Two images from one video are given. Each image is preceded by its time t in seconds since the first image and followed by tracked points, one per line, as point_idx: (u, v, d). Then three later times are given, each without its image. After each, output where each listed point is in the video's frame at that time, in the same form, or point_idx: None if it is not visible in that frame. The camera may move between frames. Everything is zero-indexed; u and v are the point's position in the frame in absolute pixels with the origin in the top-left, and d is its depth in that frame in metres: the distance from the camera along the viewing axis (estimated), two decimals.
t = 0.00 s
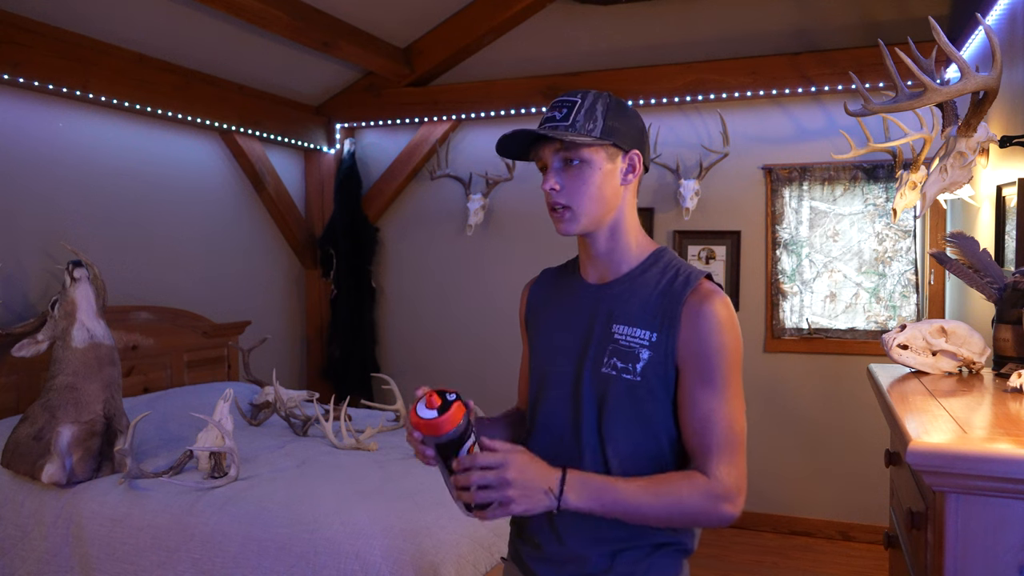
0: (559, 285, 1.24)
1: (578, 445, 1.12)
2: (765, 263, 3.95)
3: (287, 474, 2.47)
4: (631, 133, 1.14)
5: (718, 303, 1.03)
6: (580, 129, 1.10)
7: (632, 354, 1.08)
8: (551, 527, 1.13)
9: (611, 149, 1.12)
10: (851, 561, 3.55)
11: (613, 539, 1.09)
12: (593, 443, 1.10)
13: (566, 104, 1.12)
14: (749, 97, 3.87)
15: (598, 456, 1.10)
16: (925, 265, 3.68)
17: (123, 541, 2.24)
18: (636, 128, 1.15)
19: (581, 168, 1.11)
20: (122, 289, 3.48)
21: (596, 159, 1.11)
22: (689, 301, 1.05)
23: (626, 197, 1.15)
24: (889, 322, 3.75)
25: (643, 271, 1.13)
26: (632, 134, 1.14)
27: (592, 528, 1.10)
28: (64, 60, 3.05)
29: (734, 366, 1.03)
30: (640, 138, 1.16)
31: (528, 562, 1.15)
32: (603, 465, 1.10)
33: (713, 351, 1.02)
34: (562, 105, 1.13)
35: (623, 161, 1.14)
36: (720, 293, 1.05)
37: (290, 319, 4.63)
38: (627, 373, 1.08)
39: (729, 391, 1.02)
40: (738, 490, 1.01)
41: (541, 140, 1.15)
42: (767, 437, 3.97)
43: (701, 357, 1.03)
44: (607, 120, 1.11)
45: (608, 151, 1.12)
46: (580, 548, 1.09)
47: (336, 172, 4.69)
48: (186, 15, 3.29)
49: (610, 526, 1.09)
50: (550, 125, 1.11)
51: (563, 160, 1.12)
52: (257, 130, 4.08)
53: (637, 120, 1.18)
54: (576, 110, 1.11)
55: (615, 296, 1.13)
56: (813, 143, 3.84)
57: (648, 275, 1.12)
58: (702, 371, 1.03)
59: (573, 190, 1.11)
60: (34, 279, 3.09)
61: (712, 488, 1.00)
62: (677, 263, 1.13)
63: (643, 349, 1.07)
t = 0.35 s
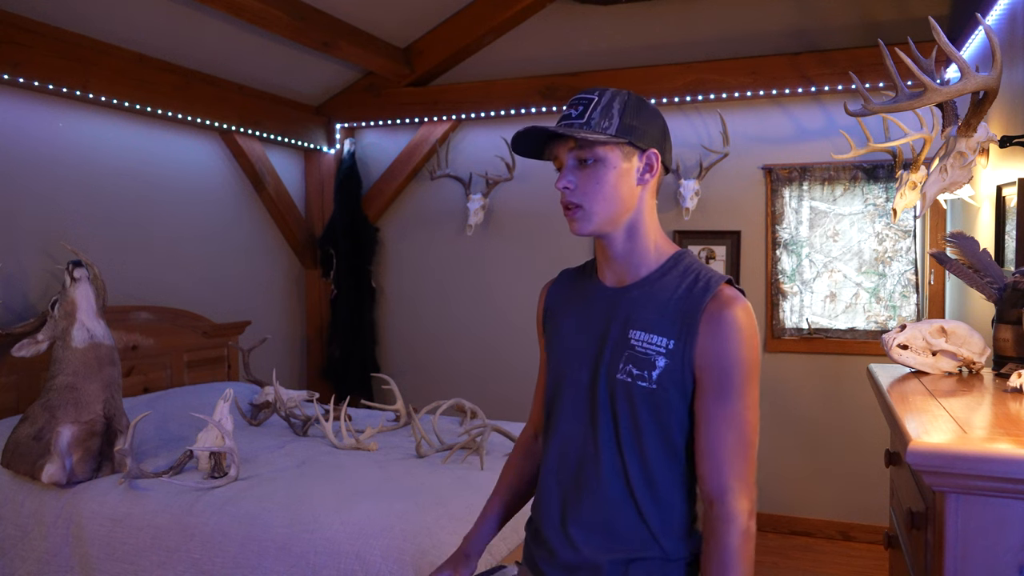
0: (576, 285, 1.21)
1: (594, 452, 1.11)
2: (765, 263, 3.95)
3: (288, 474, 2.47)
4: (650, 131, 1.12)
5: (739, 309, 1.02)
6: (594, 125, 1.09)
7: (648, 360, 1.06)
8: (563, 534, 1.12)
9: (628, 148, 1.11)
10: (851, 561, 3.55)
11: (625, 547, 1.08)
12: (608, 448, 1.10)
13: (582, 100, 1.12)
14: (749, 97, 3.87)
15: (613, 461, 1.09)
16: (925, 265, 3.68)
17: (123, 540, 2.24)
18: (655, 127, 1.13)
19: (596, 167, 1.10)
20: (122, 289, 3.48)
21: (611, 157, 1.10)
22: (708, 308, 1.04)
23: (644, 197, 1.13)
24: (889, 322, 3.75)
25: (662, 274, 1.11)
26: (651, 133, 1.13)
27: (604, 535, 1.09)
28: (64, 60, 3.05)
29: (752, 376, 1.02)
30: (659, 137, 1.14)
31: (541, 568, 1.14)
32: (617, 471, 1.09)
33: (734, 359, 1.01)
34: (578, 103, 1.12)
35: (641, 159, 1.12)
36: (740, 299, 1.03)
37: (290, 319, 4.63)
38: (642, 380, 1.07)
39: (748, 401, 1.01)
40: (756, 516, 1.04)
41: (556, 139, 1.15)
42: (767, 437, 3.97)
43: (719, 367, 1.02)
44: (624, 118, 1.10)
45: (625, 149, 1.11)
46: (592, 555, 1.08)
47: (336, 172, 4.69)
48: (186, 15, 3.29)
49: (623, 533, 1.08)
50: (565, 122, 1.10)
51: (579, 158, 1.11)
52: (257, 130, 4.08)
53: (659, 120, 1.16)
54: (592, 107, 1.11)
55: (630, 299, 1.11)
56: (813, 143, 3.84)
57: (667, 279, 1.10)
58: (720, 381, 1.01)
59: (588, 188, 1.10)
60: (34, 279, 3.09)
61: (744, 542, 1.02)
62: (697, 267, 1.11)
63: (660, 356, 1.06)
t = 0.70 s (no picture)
0: (580, 287, 1.21)
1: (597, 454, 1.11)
2: (765, 263, 3.95)
3: (288, 475, 2.47)
4: (631, 131, 1.09)
5: (748, 312, 1.02)
6: (568, 139, 1.09)
7: (653, 364, 1.07)
8: (565, 535, 1.12)
9: (607, 154, 1.09)
10: (852, 561, 3.55)
11: (626, 548, 1.08)
12: (610, 452, 1.10)
13: (561, 115, 1.13)
14: (749, 97, 3.87)
15: (616, 464, 1.09)
16: (925, 265, 3.68)
17: (123, 541, 2.24)
18: (636, 125, 1.10)
19: (576, 179, 1.09)
20: (122, 289, 3.48)
21: (587, 168, 1.09)
22: (717, 312, 1.04)
23: (633, 200, 1.11)
24: (889, 322, 3.75)
25: (665, 278, 1.10)
26: (633, 133, 1.09)
27: (606, 537, 1.09)
28: (64, 60, 3.04)
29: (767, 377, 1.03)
30: (644, 134, 1.10)
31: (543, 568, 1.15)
32: (620, 474, 1.09)
33: (745, 363, 1.01)
34: (557, 117, 1.12)
35: (621, 162, 1.10)
36: (748, 302, 1.03)
37: (290, 319, 4.63)
38: (648, 384, 1.07)
39: (764, 400, 1.02)
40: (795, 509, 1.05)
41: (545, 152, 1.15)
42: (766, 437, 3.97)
43: (734, 370, 1.02)
44: (599, 125, 1.08)
45: (602, 157, 1.09)
46: (594, 557, 1.09)
47: (336, 172, 4.69)
48: (186, 15, 3.29)
49: (626, 537, 1.08)
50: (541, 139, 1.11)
51: (561, 172, 1.11)
52: (257, 130, 4.08)
53: (648, 116, 1.12)
54: (566, 120, 1.11)
55: (634, 303, 1.11)
56: (813, 143, 3.84)
57: (670, 282, 1.10)
58: (733, 384, 1.02)
59: (571, 202, 1.10)
60: (34, 279, 3.09)
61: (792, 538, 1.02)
62: (702, 269, 1.10)
63: (665, 360, 1.06)
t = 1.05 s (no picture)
0: (580, 287, 1.21)
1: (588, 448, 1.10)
2: (765, 263, 3.95)
3: (288, 475, 2.47)
4: (615, 130, 1.08)
5: (731, 310, 0.99)
6: (554, 142, 1.10)
7: (638, 361, 1.05)
8: (559, 527, 1.12)
9: (591, 154, 1.09)
10: (852, 561, 3.55)
11: (618, 541, 1.07)
12: (601, 447, 1.08)
13: (550, 119, 1.14)
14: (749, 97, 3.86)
15: (606, 459, 1.08)
16: (925, 265, 3.68)
17: (123, 540, 2.24)
18: (622, 124, 1.09)
19: (565, 182, 1.10)
20: (122, 289, 3.48)
21: (575, 170, 1.09)
22: (700, 308, 1.01)
23: (623, 199, 1.10)
24: (889, 322, 3.75)
25: (657, 277, 1.08)
26: (618, 132, 1.08)
27: (598, 530, 1.08)
28: (64, 60, 3.05)
29: (743, 375, 0.99)
30: (631, 133, 1.09)
31: (540, 559, 1.15)
32: (610, 468, 1.08)
33: (720, 360, 0.97)
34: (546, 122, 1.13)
35: (607, 161, 1.09)
36: (733, 299, 1.00)
37: (290, 319, 4.63)
38: (633, 380, 1.05)
39: (734, 401, 0.98)
40: (732, 522, 1.00)
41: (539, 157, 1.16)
42: (767, 437, 3.97)
43: (709, 365, 0.98)
44: (582, 126, 1.08)
45: (590, 157, 1.09)
46: (586, 548, 1.08)
47: (336, 172, 4.69)
48: (186, 15, 3.29)
49: (618, 528, 1.07)
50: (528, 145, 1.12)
51: (551, 175, 1.11)
52: (257, 130, 4.08)
53: (636, 115, 1.11)
54: (553, 125, 1.12)
55: (626, 301, 1.10)
56: (813, 143, 3.84)
57: (661, 282, 1.07)
58: (708, 381, 0.98)
59: (562, 205, 1.11)
60: (34, 280, 3.09)
61: (714, 540, 0.98)
62: (694, 267, 1.07)
63: (649, 356, 1.04)
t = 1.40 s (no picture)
0: (567, 284, 1.21)
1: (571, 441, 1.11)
2: (765, 263, 3.95)
3: (288, 475, 2.47)
4: (599, 130, 1.09)
5: (703, 304, 0.98)
6: (537, 140, 1.10)
7: (615, 355, 1.05)
8: (546, 516, 1.13)
9: (575, 153, 1.09)
10: (852, 561, 3.55)
11: (602, 529, 1.08)
12: (583, 439, 1.09)
13: (533, 118, 1.13)
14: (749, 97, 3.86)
15: (589, 451, 1.09)
16: (925, 265, 3.68)
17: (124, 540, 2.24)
18: (604, 125, 1.09)
19: (547, 178, 1.10)
20: (122, 289, 3.48)
21: (557, 166, 1.09)
22: (673, 302, 1.00)
23: (603, 197, 1.10)
24: (889, 322, 3.75)
25: (633, 273, 1.08)
26: (601, 132, 1.09)
27: (582, 519, 1.09)
28: (64, 60, 3.05)
29: (715, 369, 0.98)
30: (613, 134, 1.10)
31: (529, 547, 1.17)
32: (592, 461, 1.08)
33: (692, 352, 0.97)
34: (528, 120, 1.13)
35: (589, 160, 1.09)
36: (707, 294, 0.99)
37: (290, 319, 4.63)
38: (611, 374, 1.05)
39: (706, 393, 0.97)
40: (693, 515, 0.99)
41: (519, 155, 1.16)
42: (767, 437, 3.97)
43: (679, 358, 0.98)
44: (566, 125, 1.08)
45: (572, 155, 1.09)
46: (570, 536, 1.10)
47: (336, 172, 4.69)
48: (186, 15, 3.29)
49: (601, 519, 1.08)
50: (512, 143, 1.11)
51: (533, 171, 1.11)
52: (257, 130, 4.08)
53: (618, 118, 1.12)
54: (537, 123, 1.11)
55: (605, 296, 1.10)
56: (812, 143, 3.84)
57: (637, 278, 1.07)
58: (677, 374, 0.97)
59: (543, 201, 1.11)
60: (34, 280, 3.08)
61: (675, 530, 0.97)
62: (670, 262, 1.07)
63: (625, 351, 1.04)
